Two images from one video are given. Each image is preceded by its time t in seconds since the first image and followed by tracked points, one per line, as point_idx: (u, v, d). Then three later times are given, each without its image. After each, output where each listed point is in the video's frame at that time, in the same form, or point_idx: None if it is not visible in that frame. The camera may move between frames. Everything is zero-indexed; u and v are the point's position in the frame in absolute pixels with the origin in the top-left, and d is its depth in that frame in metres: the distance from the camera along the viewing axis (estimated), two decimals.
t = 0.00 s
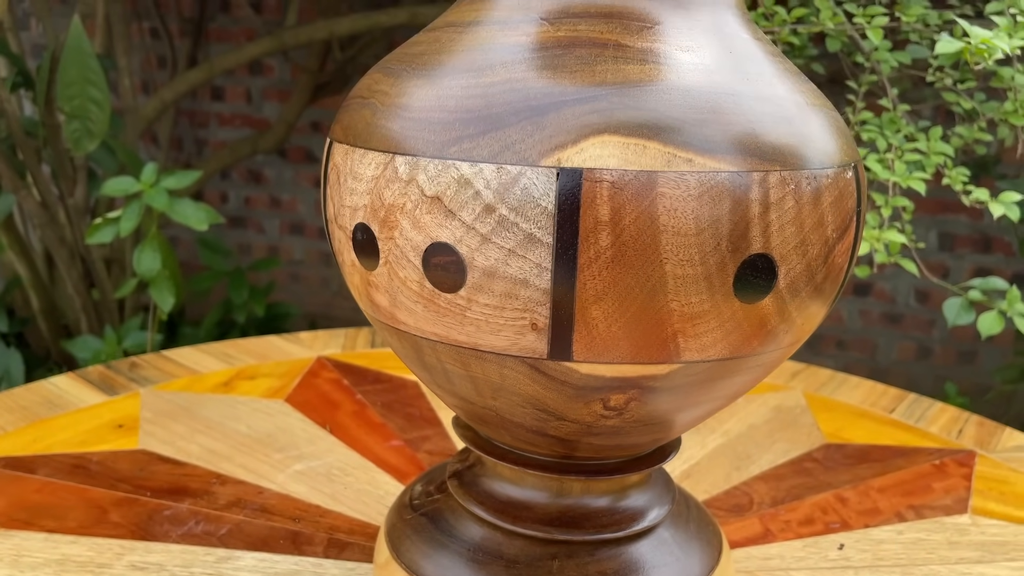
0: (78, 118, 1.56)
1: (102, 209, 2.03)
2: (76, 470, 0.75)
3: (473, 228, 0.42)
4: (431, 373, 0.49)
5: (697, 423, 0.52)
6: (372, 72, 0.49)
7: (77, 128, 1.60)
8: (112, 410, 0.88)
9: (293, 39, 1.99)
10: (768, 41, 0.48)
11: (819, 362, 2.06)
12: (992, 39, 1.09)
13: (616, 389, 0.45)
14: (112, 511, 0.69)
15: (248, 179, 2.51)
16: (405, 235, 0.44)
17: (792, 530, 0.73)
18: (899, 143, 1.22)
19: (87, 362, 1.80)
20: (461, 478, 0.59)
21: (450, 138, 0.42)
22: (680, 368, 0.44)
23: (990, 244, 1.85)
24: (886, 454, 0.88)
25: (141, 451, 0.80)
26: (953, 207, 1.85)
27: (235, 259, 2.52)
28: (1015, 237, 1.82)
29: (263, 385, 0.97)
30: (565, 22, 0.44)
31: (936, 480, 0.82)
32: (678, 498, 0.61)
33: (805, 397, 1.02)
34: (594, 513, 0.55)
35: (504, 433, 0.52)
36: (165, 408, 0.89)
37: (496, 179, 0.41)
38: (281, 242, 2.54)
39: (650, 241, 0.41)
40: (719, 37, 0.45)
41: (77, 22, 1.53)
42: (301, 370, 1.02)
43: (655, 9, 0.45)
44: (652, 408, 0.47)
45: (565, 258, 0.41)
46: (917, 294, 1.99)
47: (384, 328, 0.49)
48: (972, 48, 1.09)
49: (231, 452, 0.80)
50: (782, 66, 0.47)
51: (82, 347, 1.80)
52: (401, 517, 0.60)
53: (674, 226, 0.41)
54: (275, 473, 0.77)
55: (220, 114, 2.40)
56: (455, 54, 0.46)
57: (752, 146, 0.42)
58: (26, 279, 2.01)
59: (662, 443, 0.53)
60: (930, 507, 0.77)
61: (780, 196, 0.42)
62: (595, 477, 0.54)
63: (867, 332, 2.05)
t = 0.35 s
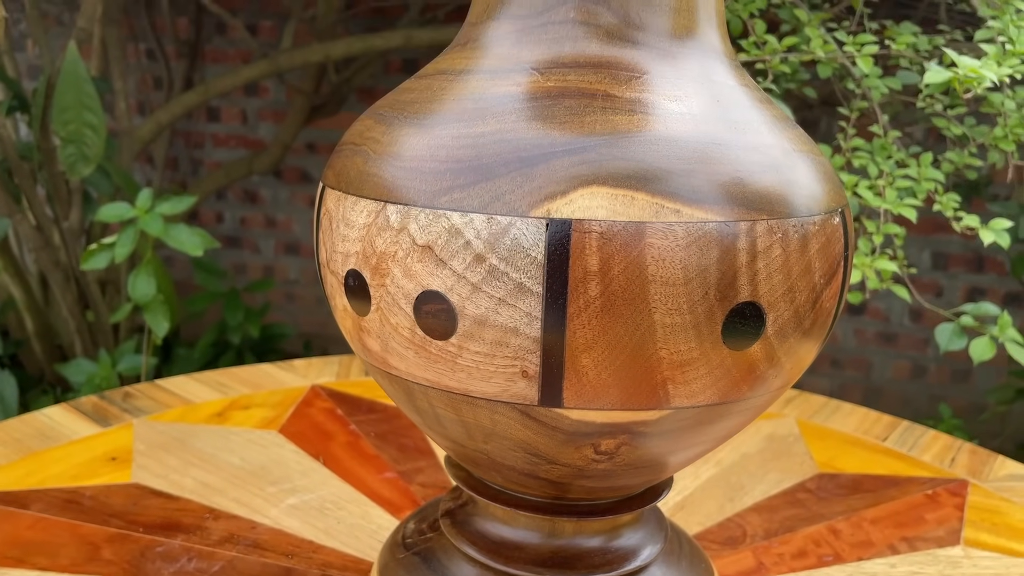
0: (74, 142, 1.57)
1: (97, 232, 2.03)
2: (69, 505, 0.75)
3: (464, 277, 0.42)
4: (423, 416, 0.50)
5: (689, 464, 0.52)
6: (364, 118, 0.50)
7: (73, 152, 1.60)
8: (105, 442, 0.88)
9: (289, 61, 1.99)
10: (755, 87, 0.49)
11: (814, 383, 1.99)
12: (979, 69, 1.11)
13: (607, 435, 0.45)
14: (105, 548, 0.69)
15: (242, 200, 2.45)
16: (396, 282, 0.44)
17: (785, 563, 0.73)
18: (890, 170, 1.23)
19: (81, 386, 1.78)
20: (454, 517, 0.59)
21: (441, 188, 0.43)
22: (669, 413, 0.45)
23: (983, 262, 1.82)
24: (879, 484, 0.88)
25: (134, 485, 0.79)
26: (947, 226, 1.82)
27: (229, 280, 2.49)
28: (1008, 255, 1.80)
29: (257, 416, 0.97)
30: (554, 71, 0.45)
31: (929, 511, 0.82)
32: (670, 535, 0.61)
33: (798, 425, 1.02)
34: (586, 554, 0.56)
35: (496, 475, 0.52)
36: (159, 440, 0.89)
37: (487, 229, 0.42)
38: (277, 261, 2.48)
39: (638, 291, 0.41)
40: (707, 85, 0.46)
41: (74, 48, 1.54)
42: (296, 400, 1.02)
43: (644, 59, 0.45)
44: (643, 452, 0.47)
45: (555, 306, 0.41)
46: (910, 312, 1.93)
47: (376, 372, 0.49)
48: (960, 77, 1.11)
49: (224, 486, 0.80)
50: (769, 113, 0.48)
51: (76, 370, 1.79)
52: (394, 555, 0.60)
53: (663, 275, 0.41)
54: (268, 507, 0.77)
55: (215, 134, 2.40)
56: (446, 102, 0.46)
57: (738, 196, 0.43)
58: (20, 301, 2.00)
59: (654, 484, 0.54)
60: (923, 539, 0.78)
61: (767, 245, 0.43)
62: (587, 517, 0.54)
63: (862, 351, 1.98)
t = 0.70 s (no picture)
0: (68, 166, 1.57)
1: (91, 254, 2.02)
2: (58, 538, 0.75)
3: (450, 320, 0.42)
4: (410, 455, 0.50)
5: (678, 500, 0.52)
6: (353, 159, 0.50)
7: (67, 177, 1.60)
8: (95, 473, 0.88)
9: (283, 84, 2.00)
10: (739, 128, 0.50)
11: (808, 403, 1.96)
12: (967, 96, 1.11)
13: (594, 475, 0.45)
14: None
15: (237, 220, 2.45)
16: (383, 324, 0.44)
17: None
18: (880, 195, 1.23)
19: (74, 411, 1.76)
20: (443, 553, 0.59)
21: (428, 230, 0.43)
22: (656, 454, 0.45)
23: (975, 282, 1.82)
24: (870, 512, 0.88)
25: (124, 517, 0.79)
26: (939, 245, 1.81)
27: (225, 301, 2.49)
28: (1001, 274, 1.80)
29: (249, 444, 0.97)
30: (540, 114, 0.46)
31: (921, 540, 0.82)
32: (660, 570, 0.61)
33: (790, 451, 1.02)
34: None
35: (484, 513, 0.52)
36: (150, 470, 0.89)
37: (472, 272, 0.42)
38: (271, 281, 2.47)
39: (624, 333, 0.41)
40: (691, 127, 0.46)
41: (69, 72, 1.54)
42: (287, 427, 1.02)
43: (628, 101, 0.46)
44: (631, 491, 0.47)
45: (540, 349, 0.42)
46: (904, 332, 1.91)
47: (363, 411, 0.49)
48: (948, 104, 1.11)
49: (215, 517, 0.80)
50: (752, 153, 0.48)
51: (69, 394, 1.77)
52: None
53: (648, 318, 0.41)
54: (259, 539, 0.77)
55: (210, 155, 2.41)
56: (434, 144, 0.47)
57: (722, 237, 0.43)
58: (13, 323, 1.99)
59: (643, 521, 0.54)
60: (914, 568, 0.77)
61: (751, 286, 0.43)
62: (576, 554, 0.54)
63: (857, 370, 1.95)
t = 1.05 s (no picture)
0: (65, 191, 1.57)
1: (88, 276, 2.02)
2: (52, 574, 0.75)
3: (442, 370, 0.43)
4: (402, 499, 0.50)
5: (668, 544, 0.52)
6: (347, 207, 0.51)
7: (64, 201, 1.60)
8: (90, 505, 0.88)
9: (280, 106, 2.00)
10: (727, 175, 0.50)
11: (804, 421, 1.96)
12: (957, 125, 1.12)
13: (585, 522, 0.46)
14: None
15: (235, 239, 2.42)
16: (376, 373, 0.45)
17: None
18: (873, 221, 1.24)
19: (69, 435, 1.76)
20: None
21: (420, 280, 0.44)
22: (646, 501, 0.45)
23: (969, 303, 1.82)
24: (864, 542, 0.88)
25: (118, 551, 0.79)
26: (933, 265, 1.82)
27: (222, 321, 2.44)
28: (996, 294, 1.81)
29: (244, 475, 0.97)
30: (531, 164, 0.46)
31: (914, 571, 0.82)
32: None
33: (785, 479, 1.03)
34: None
35: (476, 556, 0.52)
36: (144, 502, 0.89)
37: (463, 322, 0.42)
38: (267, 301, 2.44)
39: (614, 384, 0.42)
40: (680, 176, 0.47)
41: (66, 97, 1.54)
42: (282, 457, 1.02)
43: (618, 152, 0.47)
44: (622, 537, 0.48)
45: (531, 399, 0.42)
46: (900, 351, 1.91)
47: (356, 456, 0.50)
48: (939, 134, 1.12)
49: (209, 551, 0.80)
50: (740, 201, 0.49)
51: (64, 418, 1.76)
52: None
53: (638, 369, 0.42)
54: (253, 573, 0.77)
55: (208, 174, 2.40)
56: (426, 193, 0.47)
57: (712, 287, 0.44)
58: (9, 345, 1.98)
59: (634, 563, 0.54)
60: None
61: (739, 335, 0.44)
62: None
63: (853, 389, 1.95)
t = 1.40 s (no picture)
0: (62, 218, 1.56)
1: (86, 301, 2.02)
2: None
3: (438, 432, 0.43)
4: (399, 555, 0.50)
5: None
6: (345, 262, 0.51)
7: (62, 228, 1.59)
8: (87, 544, 0.87)
9: (279, 130, 2.00)
10: (721, 232, 0.51)
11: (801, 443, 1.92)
12: (952, 158, 1.13)
13: None
14: None
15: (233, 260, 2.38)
16: (372, 434, 0.45)
17: None
18: (869, 251, 1.24)
19: (66, 461, 1.73)
20: None
21: (416, 341, 0.44)
22: (642, 560, 0.45)
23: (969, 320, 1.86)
24: None
25: None
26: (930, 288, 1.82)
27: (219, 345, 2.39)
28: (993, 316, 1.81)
29: (241, 511, 0.97)
30: (527, 224, 0.47)
31: None
32: None
33: (783, 514, 1.02)
34: None
35: None
36: (141, 540, 0.88)
37: (460, 384, 0.42)
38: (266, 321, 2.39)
39: (609, 447, 0.42)
40: (675, 234, 0.48)
41: (65, 125, 1.54)
42: (280, 492, 1.02)
43: (613, 211, 0.47)
44: None
45: (527, 462, 0.42)
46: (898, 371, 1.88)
47: (353, 511, 0.50)
48: (933, 167, 1.13)
49: None
50: (734, 258, 0.49)
51: (61, 444, 1.72)
52: None
53: (633, 431, 0.42)
54: None
55: (206, 197, 2.39)
56: (423, 251, 0.48)
57: (707, 348, 0.44)
58: (7, 369, 1.98)
59: None
60: None
61: (734, 396, 0.44)
62: None
63: (850, 410, 1.90)
